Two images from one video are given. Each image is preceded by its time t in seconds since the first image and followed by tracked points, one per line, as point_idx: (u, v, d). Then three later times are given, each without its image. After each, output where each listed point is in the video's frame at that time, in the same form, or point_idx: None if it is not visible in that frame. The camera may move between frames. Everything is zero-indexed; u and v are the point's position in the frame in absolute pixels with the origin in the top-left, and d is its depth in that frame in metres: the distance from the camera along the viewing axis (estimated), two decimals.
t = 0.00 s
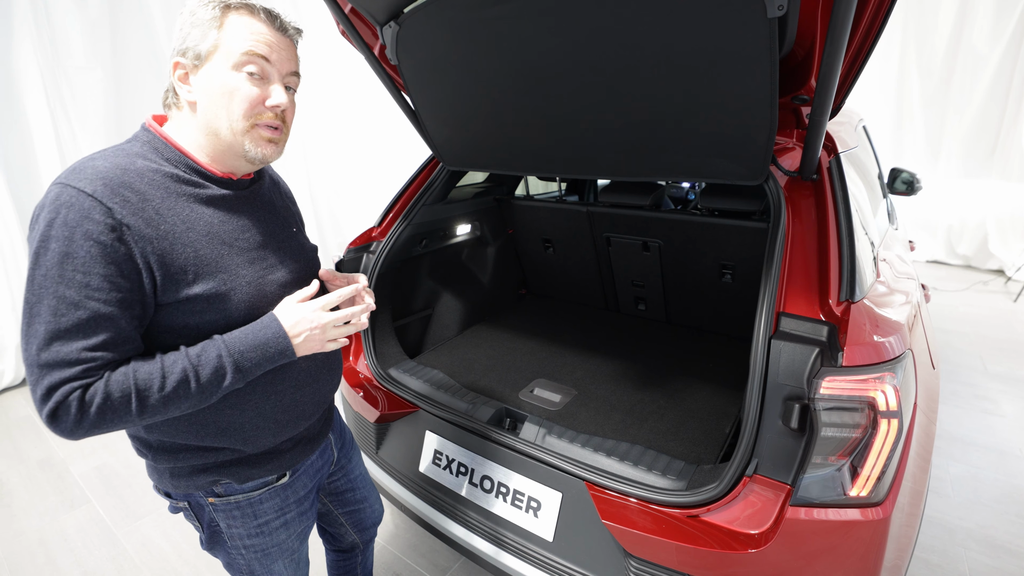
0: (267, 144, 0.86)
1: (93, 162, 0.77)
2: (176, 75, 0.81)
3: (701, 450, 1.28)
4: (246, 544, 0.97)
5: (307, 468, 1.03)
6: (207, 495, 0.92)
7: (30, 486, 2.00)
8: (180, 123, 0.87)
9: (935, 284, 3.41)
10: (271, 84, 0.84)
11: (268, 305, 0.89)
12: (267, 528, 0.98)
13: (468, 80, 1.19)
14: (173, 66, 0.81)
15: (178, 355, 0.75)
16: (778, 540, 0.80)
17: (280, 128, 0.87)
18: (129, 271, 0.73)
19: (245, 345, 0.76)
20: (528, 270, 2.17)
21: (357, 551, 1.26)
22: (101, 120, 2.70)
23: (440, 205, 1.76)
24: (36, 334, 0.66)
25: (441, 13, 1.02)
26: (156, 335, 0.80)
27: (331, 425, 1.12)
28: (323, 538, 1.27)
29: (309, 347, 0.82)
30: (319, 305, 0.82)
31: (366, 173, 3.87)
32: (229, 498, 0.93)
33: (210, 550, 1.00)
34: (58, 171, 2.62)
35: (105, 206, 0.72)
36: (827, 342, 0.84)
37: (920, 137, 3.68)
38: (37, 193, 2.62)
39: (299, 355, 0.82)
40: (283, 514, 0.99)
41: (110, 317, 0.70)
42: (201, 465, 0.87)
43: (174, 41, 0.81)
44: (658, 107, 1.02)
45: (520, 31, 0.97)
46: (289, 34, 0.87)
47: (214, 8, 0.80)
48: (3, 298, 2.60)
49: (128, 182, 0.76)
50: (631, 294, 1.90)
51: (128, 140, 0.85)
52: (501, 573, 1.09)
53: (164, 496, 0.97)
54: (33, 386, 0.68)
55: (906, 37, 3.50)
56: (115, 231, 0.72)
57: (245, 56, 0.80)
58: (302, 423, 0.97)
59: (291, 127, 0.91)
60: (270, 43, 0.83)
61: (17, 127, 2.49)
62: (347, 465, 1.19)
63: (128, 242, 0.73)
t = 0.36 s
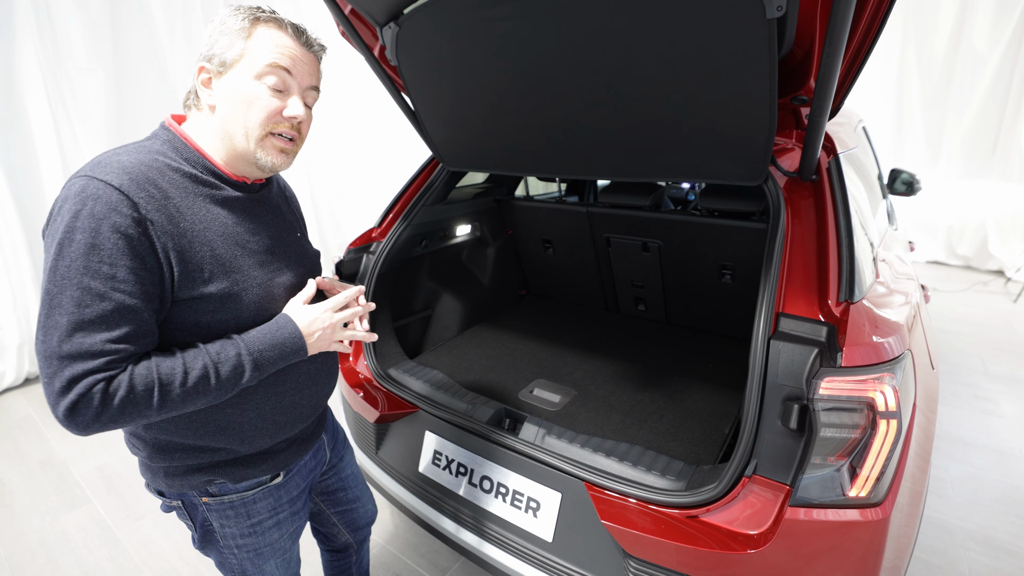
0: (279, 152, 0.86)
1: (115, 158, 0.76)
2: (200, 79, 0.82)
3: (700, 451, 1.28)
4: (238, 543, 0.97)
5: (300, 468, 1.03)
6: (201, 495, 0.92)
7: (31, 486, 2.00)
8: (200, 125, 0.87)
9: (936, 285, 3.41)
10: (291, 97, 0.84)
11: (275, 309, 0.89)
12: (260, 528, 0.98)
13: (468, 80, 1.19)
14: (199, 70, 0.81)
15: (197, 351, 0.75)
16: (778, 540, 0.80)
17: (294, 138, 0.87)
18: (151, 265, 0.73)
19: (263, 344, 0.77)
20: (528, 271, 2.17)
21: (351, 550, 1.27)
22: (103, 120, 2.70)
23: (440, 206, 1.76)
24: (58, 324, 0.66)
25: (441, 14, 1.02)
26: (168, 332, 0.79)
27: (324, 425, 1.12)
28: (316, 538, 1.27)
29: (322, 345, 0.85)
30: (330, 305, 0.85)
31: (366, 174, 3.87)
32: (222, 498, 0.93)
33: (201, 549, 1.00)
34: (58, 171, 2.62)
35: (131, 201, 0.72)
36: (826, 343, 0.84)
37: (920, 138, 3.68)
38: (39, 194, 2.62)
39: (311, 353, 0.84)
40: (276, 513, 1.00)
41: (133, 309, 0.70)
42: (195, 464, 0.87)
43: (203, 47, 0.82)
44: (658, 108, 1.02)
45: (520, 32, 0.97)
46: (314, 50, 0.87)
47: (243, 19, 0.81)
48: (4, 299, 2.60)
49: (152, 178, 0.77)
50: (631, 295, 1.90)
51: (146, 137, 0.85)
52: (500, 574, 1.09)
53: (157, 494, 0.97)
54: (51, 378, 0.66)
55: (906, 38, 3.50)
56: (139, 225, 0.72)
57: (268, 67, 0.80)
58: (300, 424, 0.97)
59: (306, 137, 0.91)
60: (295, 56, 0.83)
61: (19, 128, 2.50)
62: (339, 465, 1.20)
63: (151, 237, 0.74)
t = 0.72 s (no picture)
0: (276, 150, 0.86)
1: (110, 163, 0.76)
2: (192, 79, 0.82)
3: (700, 451, 1.28)
4: (246, 544, 0.97)
5: (307, 468, 1.03)
6: (209, 496, 0.92)
7: (31, 486, 2.00)
8: (194, 126, 0.87)
9: (936, 285, 3.41)
10: (285, 94, 0.84)
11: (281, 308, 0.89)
12: (267, 529, 0.98)
13: (468, 80, 1.19)
14: (190, 70, 0.81)
15: (208, 351, 0.76)
16: (778, 540, 0.80)
17: (290, 135, 0.87)
18: (159, 267, 0.73)
19: (273, 336, 0.78)
20: (528, 271, 2.17)
21: (356, 551, 1.27)
22: (102, 121, 2.70)
23: (440, 206, 1.76)
24: (71, 332, 0.65)
25: (441, 14, 1.02)
26: (176, 336, 0.79)
27: (328, 425, 1.12)
28: (320, 538, 1.27)
29: (331, 334, 0.88)
30: (337, 296, 0.87)
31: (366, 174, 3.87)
32: (231, 499, 0.93)
33: (208, 550, 1.00)
34: (58, 171, 2.63)
35: (133, 203, 0.73)
36: (826, 343, 0.84)
37: (920, 138, 3.68)
38: (39, 194, 2.62)
39: (320, 343, 0.86)
40: (283, 514, 0.99)
41: (145, 312, 0.70)
42: (204, 466, 0.87)
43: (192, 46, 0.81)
44: (659, 108, 1.02)
45: (520, 32, 0.97)
46: (306, 44, 0.87)
47: (233, 17, 0.80)
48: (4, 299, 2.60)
49: (150, 181, 0.77)
50: (631, 295, 1.90)
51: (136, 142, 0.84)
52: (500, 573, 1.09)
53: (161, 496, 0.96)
54: (68, 388, 0.66)
55: (906, 38, 3.50)
56: (143, 227, 0.73)
57: (261, 64, 0.80)
58: (306, 424, 0.97)
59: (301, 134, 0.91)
60: (286, 52, 0.83)
61: (19, 129, 2.50)
62: (345, 465, 1.20)
63: (156, 238, 0.74)
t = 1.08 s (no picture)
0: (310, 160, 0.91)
1: (132, 165, 0.76)
2: (226, 88, 0.76)
3: (701, 451, 1.28)
4: (255, 543, 0.97)
5: (312, 465, 1.03)
6: (217, 496, 0.92)
7: (30, 486, 2.00)
8: (209, 127, 0.81)
9: (935, 285, 3.41)
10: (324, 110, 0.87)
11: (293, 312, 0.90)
12: (276, 526, 0.98)
13: (468, 80, 1.19)
14: (229, 81, 0.75)
15: (226, 356, 0.76)
16: (778, 540, 0.80)
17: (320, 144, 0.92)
18: (181, 273, 0.73)
19: (288, 341, 0.79)
20: (528, 271, 2.17)
21: (352, 551, 1.27)
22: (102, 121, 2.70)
23: (440, 206, 1.76)
24: (92, 336, 0.65)
25: (440, 14, 1.02)
26: (192, 338, 0.79)
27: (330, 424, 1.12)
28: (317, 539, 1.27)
29: (342, 338, 0.88)
30: (348, 301, 0.88)
31: (366, 174, 3.87)
32: (239, 497, 0.92)
33: (217, 552, 1.00)
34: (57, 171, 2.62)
35: (156, 207, 0.72)
36: (826, 343, 0.84)
37: (920, 138, 3.68)
38: (38, 194, 2.62)
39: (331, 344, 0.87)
40: (291, 511, 0.99)
41: (166, 318, 0.70)
42: (211, 465, 0.86)
43: (226, 52, 0.74)
44: (659, 108, 1.02)
45: (519, 32, 0.98)
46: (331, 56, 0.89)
47: (278, 34, 0.77)
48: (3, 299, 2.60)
49: (173, 184, 0.76)
50: (630, 295, 1.90)
51: (153, 140, 0.83)
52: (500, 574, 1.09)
53: (165, 497, 0.96)
54: (88, 393, 0.66)
55: (906, 38, 3.51)
56: (166, 232, 0.72)
57: (313, 86, 0.82)
58: (313, 423, 0.97)
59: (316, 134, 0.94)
60: (325, 72, 0.85)
61: (19, 129, 2.50)
62: (343, 461, 1.20)
63: (178, 243, 0.74)
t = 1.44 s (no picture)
0: (314, 161, 0.92)
1: (149, 163, 0.75)
2: (240, 84, 0.75)
3: (701, 450, 1.27)
4: (269, 542, 0.97)
5: (322, 461, 1.03)
6: (232, 495, 0.91)
7: (29, 485, 2.00)
8: (215, 121, 0.80)
9: (935, 284, 3.41)
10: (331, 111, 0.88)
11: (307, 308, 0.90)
12: (290, 523, 0.98)
13: (467, 79, 1.18)
14: (244, 77, 0.75)
15: (250, 352, 0.76)
16: (777, 540, 0.80)
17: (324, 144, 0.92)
18: (205, 271, 0.73)
19: (308, 333, 0.80)
20: (528, 271, 2.17)
21: (352, 549, 1.27)
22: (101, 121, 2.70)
23: (439, 205, 1.76)
24: (124, 338, 0.64)
25: (440, 13, 1.02)
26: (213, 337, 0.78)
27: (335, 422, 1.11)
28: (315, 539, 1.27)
29: (355, 333, 0.89)
30: (361, 296, 0.89)
31: (366, 173, 3.87)
32: (253, 496, 0.92)
33: (230, 553, 0.99)
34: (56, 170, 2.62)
35: (180, 206, 0.72)
36: (826, 342, 0.84)
37: (920, 137, 3.68)
38: (37, 193, 2.62)
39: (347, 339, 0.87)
40: (304, 507, 1.00)
41: (194, 316, 0.70)
42: (228, 465, 0.86)
43: (242, 49, 0.74)
44: (662, 107, 1.02)
45: (518, 31, 0.97)
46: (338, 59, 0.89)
47: (294, 35, 0.77)
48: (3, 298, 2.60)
49: (193, 182, 0.76)
50: (630, 294, 1.90)
51: (161, 139, 0.82)
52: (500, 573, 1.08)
53: (174, 499, 0.94)
54: (120, 394, 0.65)
55: (906, 37, 3.50)
56: (191, 230, 0.72)
57: (325, 90, 0.83)
58: (325, 417, 0.97)
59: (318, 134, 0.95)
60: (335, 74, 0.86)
61: (19, 129, 2.50)
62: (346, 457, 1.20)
63: (202, 241, 0.73)
